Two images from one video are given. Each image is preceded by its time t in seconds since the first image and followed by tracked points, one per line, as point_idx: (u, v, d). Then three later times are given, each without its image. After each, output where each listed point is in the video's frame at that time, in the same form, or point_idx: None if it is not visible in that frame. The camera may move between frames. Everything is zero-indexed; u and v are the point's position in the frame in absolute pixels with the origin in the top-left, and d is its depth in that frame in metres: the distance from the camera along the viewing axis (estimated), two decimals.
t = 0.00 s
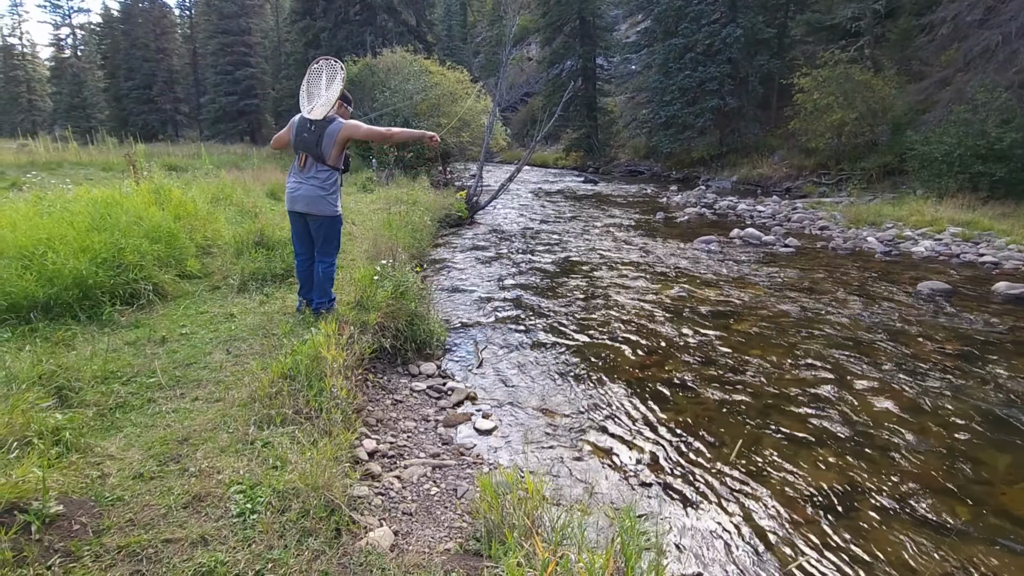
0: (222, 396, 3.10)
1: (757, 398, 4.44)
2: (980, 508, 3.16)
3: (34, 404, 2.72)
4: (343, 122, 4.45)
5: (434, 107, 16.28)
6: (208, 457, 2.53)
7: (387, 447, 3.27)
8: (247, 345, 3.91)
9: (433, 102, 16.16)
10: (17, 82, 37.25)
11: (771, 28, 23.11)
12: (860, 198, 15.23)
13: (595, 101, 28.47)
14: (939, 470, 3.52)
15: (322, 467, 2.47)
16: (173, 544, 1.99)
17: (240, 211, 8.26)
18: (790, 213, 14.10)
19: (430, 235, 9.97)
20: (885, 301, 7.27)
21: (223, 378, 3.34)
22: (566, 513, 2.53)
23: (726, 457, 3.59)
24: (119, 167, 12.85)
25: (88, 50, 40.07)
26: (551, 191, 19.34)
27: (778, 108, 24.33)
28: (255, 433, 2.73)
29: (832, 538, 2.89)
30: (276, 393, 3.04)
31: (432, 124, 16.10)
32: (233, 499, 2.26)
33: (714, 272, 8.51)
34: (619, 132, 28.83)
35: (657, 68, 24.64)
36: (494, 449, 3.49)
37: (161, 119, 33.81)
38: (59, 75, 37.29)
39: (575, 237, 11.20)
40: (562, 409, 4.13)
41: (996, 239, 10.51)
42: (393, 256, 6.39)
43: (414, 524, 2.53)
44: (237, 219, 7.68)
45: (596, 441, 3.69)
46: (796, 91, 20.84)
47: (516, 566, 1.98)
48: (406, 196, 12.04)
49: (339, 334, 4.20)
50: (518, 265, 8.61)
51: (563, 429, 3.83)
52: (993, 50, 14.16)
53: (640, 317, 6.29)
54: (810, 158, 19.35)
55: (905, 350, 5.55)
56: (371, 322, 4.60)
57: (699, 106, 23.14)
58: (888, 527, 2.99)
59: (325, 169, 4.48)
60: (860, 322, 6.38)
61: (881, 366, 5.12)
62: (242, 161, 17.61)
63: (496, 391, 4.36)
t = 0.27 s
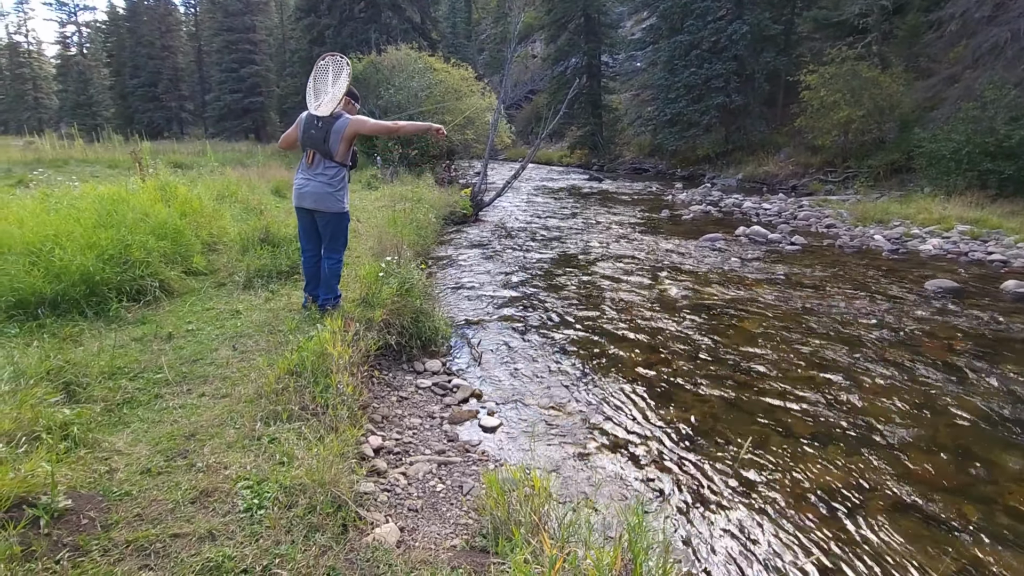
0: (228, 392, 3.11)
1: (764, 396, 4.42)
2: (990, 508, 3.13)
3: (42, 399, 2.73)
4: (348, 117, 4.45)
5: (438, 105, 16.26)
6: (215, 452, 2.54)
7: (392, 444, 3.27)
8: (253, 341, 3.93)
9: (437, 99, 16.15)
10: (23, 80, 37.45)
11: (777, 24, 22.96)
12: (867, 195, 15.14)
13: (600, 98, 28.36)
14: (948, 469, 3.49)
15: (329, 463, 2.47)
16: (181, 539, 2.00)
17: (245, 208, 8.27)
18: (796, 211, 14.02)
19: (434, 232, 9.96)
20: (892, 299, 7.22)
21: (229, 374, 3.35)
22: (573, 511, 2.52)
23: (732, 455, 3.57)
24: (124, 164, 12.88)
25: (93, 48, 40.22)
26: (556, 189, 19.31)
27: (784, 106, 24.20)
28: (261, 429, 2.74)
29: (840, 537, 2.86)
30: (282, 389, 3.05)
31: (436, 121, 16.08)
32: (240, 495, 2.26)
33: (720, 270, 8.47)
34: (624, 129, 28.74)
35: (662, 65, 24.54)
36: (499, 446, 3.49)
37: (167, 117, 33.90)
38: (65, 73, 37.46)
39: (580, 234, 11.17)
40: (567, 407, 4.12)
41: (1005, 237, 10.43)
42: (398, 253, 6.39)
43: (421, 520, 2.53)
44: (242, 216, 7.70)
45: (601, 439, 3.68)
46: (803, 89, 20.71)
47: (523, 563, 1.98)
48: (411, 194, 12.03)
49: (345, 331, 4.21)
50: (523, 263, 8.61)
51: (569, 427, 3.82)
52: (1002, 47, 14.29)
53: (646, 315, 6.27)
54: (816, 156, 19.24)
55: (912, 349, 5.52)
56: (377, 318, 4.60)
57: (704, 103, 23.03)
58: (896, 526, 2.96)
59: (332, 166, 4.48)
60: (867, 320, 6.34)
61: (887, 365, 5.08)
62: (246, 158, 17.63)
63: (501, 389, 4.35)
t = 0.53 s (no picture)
0: (232, 388, 3.11)
1: (768, 395, 4.39)
2: (996, 507, 3.10)
3: (46, 395, 2.74)
4: (351, 113, 4.45)
5: (441, 102, 16.25)
6: (218, 449, 2.54)
7: (395, 441, 3.27)
8: (257, 338, 3.93)
9: (440, 97, 16.13)
10: (28, 77, 37.63)
11: (782, 20, 22.81)
12: (872, 192, 15.05)
13: (603, 95, 28.26)
14: (956, 467, 3.46)
15: (332, 460, 2.46)
16: (184, 536, 2.00)
17: (248, 205, 8.28)
18: (801, 208, 13.95)
19: (437, 229, 9.97)
20: (898, 297, 7.16)
21: (233, 371, 3.35)
22: (576, 507, 2.52)
23: (735, 453, 3.56)
24: (129, 161, 12.92)
25: (97, 45, 40.30)
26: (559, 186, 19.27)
27: (789, 102, 24.06)
28: (264, 425, 2.73)
29: (847, 537, 2.83)
30: (285, 385, 3.05)
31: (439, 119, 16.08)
32: (243, 491, 2.26)
33: (725, 268, 8.44)
34: (627, 126, 28.65)
35: (666, 62, 24.43)
36: (502, 443, 3.48)
37: (170, 114, 33.97)
38: (70, 71, 37.57)
39: (584, 231, 11.16)
40: (571, 404, 4.10)
41: (1011, 234, 10.35)
42: (401, 250, 6.39)
43: (424, 517, 2.52)
44: (245, 212, 7.69)
45: (605, 437, 3.66)
46: (808, 85, 20.59)
47: (526, 560, 1.97)
48: (414, 191, 12.01)
49: (348, 328, 4.20)
50: (526, 260, 8.60)
51: (573, 424, 3.81)
52: (1008, 43, 14.28)
53: (649, 313, 6.25)
54: (821, 153, 19.14)
55: (918, 346, 5.48)
56: (380, 315, 4.59)
57: (708, 100, 22.94)
58: (903, 526, 2.93)
59: (336, 162, 4.46)
60: (874, 318, 6.29)
61: (892, 363, 5.05)
62: (250, 155, 17.65)
63: (504, 386, 4.34)
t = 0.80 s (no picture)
0: (233, 388, 3.12)
1: (769, 394, 4.38)
2: (997, 506, 3.10)
3: (48, 394, 2.75)
4: (353, 112, 4.45)
5: (442, 101, 16.26)
6: (220, 448, 2.54)
7: (397, 440, 3.27)
8: (258, 337, 3.94)
9: (441, 96, 16.13)
10: (30, 78, 37.67)
11: (784, 19, 22.78)
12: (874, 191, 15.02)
13: (604, 94, 28.23)
14: (955, 466, 3.46)
15: (333, 460, 2.47)
16: (186, 535, 2.00)
17: (249, 204, 8.29)
18: (802, 207, 13.94)
19: (438, 229, 9.97)
20: (900, 296, 7.14)
21: (234, 370, 3.36)
22: (577, 507, 2.52)
23: (735, 452, 3.56)
24: (130, 161, 12.93)
25: (98, 45, 40.32)
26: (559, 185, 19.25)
27: (790, 101, 24.03)
28: (266, 425, 2.74)
29: (848, 536, 2.83)
30: (287, 385, 3.05)
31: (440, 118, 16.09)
32: (245, 491, 2.26)
33: (726, 267, 8.42)
34: (628, 125, 28.62)
35: (667, 61, 24.41)
36: (503, 443, 3.48)
37: (171, 114, 33.98)
38: (70, 70, 37.60)
39: (585, 231, 11.14)
40: (571, 404, 4.10)
41: (1013, 233, 10.33)
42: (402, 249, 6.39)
43: (425, 517, 2.52)
44: (246, 212, 7.70)
45: (606, 436, 3.66)
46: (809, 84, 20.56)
47: (527, 560, 1.97)
48: (415, 190, 12.02)
49: (350, 327, 4.21)
50: (526, 259, 8.59)
51: (573, 424, 3.81)
52: (1010, 41, 14.25)
53: (649, 312, 6.24)
54: (822, 152, 19.12)
55: (919, 346, 5.47)
56: (381, 314, 4.59)
57: (709, 99, 22.92)
58: (903, 525, 2.93)
59: (339, 161, 4.47)
60: (876, 318, 6.27)
61: (892, 362, 5.05)
62: (251, 155, 17.65)
63: (505, 385, 4.35)
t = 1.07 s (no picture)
0: (232, 388, 3.12)
1: (768, 393, 4.38)
2: (995, 504, 3.10)
3: (46, 395, 2.74)
4: (352, 109, 4.45)
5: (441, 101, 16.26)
6: (218, 448, 2.54)
7: (396, 440, 3.26)
8: (258, 337, 3.94)
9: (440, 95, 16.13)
10: (29, 78, 37.66)
11: (782, 19, 22.78)
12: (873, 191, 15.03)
13: (604, 94, 28.23)
14: (953, 464, 3.47)
15: (332, 459, 2.46)
16: (184, 535, 2.00)
17: (248, 204, 8.28)
18: (801, 206, 13.94)
19: (438, 228, 9.96)
20: (900, 295, 7.13)
21: (233, 370, 3.36)
22: (576, 506, 2.52)
23: (733, 451, 3.55)
24: (129, 161, 12.93)
25: (97, 45, 40.31)
26: (558, 185, 19.26)
27: (789, 100, 24.04)
28: (265, 425, 2.74)
29: (846, 534, 2.84)
30: (285, 385, 3.05)
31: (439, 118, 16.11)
32: (244, 491, 2.26)
33: (725, 266, 8.41)
34: (627, 125, 28.62)
35: (666, 60, 24.40)
36: (503, 442, 3.47)
37: (171, 114, 33.95)
38: (69, 71, 37.59)
39: (584, 230, 11.13)
40: (570, 403, 4.10)
41: (1012, 232, 10.33)
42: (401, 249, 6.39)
43: (424, 516, 2.52)
44: (245, 212, 7.69)
45: (605, 436, 3.65)
46: (808, 84, 20.56)
47: (526, 559, 1.97)
48: (414, 190, 12.02)
49: (348, 327, 4.21)
50: (526, 259, 8.58)
51: (572, 423, 3.80)
52: (1009, 40, 14.23)
53: (649, 312, 6.23)
54: (821, 151, 19.13)
55: (919, 345, 5.47)
56: (380, 314, 4.59)
57: (708, 98, 22.92)
58: (902, 523, 2.93)
59: (339, 159, 4.46)
60: (876, 317, 6.27)
61: (891, 361, 5.05)
62: (250, 155, 17.64)
63: (505, 385, 4.34)
